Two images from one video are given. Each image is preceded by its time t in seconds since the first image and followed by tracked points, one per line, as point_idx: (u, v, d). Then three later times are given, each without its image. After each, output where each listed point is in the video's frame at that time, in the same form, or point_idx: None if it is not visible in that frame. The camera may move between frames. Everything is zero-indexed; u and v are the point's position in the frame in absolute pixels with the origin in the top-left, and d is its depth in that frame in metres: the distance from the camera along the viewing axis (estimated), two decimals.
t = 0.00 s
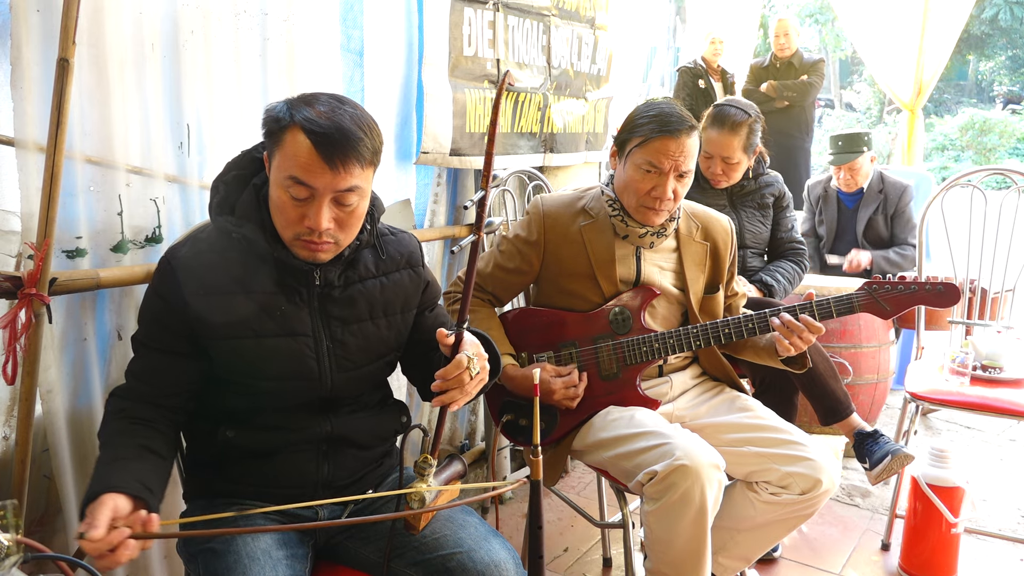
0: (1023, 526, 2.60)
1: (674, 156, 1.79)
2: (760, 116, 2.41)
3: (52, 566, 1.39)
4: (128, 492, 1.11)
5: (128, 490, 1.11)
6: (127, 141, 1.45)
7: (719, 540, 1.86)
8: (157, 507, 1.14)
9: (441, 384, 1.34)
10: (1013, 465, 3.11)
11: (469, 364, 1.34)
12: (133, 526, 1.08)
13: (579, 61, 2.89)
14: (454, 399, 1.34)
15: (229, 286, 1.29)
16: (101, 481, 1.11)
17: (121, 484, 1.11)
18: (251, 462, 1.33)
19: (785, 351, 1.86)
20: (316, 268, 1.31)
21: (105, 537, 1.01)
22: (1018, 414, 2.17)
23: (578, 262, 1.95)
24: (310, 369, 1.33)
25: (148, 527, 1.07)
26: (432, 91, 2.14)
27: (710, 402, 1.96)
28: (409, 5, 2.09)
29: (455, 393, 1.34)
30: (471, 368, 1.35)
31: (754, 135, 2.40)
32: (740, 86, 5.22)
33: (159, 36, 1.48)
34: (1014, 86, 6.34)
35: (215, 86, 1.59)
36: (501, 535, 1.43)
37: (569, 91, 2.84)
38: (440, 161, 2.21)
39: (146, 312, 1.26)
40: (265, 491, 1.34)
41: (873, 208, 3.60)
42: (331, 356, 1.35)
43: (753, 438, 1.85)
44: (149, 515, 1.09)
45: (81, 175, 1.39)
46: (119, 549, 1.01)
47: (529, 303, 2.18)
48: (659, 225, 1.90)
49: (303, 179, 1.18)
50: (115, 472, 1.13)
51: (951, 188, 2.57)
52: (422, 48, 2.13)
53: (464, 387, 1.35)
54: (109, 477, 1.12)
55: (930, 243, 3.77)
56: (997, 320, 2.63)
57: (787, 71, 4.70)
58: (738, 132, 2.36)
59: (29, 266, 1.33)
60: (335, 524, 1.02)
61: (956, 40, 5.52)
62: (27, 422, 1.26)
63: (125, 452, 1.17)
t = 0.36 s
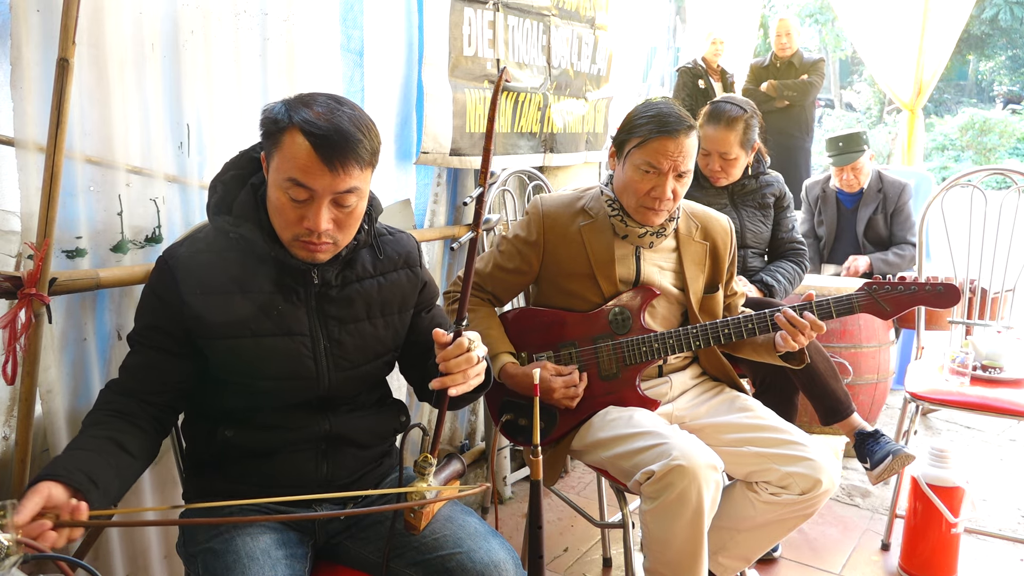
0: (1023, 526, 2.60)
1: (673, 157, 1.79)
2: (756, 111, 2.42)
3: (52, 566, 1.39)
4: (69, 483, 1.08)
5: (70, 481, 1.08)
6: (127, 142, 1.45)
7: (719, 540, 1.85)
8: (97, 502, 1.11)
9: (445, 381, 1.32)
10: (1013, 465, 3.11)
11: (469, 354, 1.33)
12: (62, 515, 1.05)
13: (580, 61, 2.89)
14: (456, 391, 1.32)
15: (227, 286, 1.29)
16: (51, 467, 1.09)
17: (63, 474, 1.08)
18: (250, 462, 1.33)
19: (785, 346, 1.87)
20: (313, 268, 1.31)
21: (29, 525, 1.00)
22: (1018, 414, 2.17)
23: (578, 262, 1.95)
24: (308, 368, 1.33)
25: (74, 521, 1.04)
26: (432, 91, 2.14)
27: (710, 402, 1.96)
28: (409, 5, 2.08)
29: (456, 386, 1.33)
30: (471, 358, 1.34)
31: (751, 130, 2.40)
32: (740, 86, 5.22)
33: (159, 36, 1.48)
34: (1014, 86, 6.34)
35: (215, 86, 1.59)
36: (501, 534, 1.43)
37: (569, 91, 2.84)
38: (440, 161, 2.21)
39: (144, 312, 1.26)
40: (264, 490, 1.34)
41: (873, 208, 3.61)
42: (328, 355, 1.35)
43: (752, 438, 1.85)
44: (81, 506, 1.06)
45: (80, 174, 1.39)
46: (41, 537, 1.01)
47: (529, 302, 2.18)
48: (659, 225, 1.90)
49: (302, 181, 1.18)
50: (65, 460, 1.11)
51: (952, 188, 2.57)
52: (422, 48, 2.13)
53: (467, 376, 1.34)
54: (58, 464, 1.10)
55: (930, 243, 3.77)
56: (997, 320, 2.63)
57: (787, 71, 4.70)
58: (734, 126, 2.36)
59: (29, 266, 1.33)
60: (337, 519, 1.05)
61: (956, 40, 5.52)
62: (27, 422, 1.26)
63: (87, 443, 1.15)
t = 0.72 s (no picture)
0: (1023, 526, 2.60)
1: (677, 156, 1.80)
2: (755, 110, 2.43)
3: (52, 566, 1.39)
4: (127, 499, 1.10)
5: (128, 496, 1.11)
6: (127, 141, 1.45)
7: (719, 540, 1.85)
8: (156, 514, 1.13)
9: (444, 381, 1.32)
10: (1013, 465, 3.11)
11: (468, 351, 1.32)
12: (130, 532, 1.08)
13: (580, 61, 2.89)
14: (455, 391, 1.31)
15: (228, 287, 1.29)
16: (102, 487, 1.11)
17: (121, 491, 1.10)
18: (251, 462, 1.33)
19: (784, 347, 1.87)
20: (314, 268, 1.31)
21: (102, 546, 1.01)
22: (1018, 414, 2.17)
23: (578, 260, 1.95)
24: (309, 369, 1.33)
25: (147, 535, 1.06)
26: (432, 91, 2.14)
27: (710, 402, 1.96)
28: (409, 4, 2.09)
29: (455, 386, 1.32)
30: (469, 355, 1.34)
31: (749, 129, 2.41)
32: (740, 86, 5.22)
33: (159, 36, 1.48)
34: (1014, 86, 6.34)
35: (215, 86, 1.59)
36: (501, 535, 1.43)
37: (569, 91, 2.84)
38: (440, 161, 2.21)
39: (145, 313, 1.26)
40: (264, 490, 1.34)
41: (874, 208, 3.62)
42: (329, 356, 1.35)
43: (752, 438, 1.85)
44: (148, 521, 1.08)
45: (80, 175, 1.39)
46: (118, 557, 1.02)
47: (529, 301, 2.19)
48: (660, 224, 1.90)
49: (303, 181, 1.18)
50: (116, 477, 1.12)
51: (951, 188, 2.57)
52: (422, 48, 2.13)
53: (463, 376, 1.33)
54: (110, 483, 1.11)
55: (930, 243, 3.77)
56: (997, 321, 2.63)
57: (787, 71, 4.70)
58: (732, 124, 2.37)
59: (29, 266, 1.33)
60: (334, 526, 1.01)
61: (956, 40, 5.52)
62: (27, 422, 1.26)
63: (126, 458, 1.17)
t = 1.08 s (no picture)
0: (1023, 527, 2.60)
1: (681, 159, 1.80)
2: (753, 109, 2.44)
3: (52, 566, 1.39)
4: (192, 497, 1.14)
5: (194, 495, 1.14)
6: (127, 142, 1.45)
7: (719, 540, 1.85)
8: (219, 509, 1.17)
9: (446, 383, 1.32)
10: (1013, 465, 3.11)
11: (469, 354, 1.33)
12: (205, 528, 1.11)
13: (580, 61, 2.89)
14: (456, 394, 1.32)
15: (229, 287, 1.29)
16: (163, 490, 1.13)
17: (183, 491, 1.14)
18: (251, 462, 1.33)
19: (785, 344, 1.86)
20: (315, 268, 1.32)
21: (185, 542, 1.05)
22: (1019, 414, 2.17)
23: (576, 260, 1.95)
24: (310, 369, 1.33)
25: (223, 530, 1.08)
26: (432, 91, 2.14)
27: (710, 402, 1.96)
28: (409, 5, 2.09)
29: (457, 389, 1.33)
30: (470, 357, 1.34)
31: (747, 127, 2.40)
32: (740, 86, 5.22)
33: (158, 36, 1.48)
34: (1014, 86, 6.34)
35: (215, 85, 1.59)
36: (501, 535, 1.43)
37: (570, 91, 2.84)
38: (440, 161, 2.21)
39: (147, 314, 1.26)
40: (265, 490, 1.34)
41: (876, 208, 3.61)
42: (331, 356, 1.35)
43: (752, 437, 1.85)
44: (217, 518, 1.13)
45: (80, 175, 1.39)
46: (201, 552, 1.05)
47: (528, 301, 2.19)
48: (659, 225, 1.90)
49: (302, 181, 1.18)
50: (174, 479, 1.15)
51: (951, 188, 2.57)
52: (422, 48, 2.13)
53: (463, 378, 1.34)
54: (172, 484, 1.14)
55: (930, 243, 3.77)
56: (997, 320, 2.63)
57: (787, 71, 4.69)
58: (728, 123, 2.37)
59: (29, 266, 1.33)
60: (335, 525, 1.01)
61: (956, 40, 5.52)
62: (27, 422, 1.25)
63: (169, 460, 1.19)
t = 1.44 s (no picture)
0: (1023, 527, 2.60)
1: (683, 164, 1.79)
2: (745, 106, 2.41)
3: (52, 566, 1.39)
4: (238, 488, 1.15)
5: (238, 486, 1.15)
6: (127, 142, 1.45)
7: (719, 540, 1.85)
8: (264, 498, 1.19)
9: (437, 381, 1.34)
10: (1013, 465, 3.11)
11: (468, 358, 1.34)
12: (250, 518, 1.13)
13: (580, 60, 2.89)
14: (444, 392, 1.33)
15: (231, 287, 1.29)
16: (207, 488, 1.13)
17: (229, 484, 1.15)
18: (252, 462, 1.33)
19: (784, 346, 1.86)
20: (318, 269, 1.32)
21: (244, 533, 1.08)
22: (1019, 414, 2.17)
23: (575, 261, 1.95)
24: (312, 370, 1.33)
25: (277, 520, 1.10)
26: (432, 91, 2.14)
27: (710, 402, 1.96)
28: (409, 5, 2.09)
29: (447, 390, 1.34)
30: (469, 363, 1.35)
31: (740, 125, 2.39)
32: (740, 86, 5.22)
33: (158, 36, 1.48)
34: (1014, 86, 6.33)
35: (215, 86, 1.59)
36: (501, 535, 1.43)
37: (569, 91, 2.84)
38: (440, 161, 2.21)
39: (148, 313, 1.26)
40: (265, 491, 1.34)
41: (875, 208, 3.61)
42: (332, 357, 1.35)
43: (752, 438, 1.85)
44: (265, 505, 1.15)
45: (81, 175, 1.39)
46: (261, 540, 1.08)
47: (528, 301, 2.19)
48: (658, 227, 1.90)
49: (303, 183, 1.18)
50: (215, 474, 1.16)
51: (951, 188, 2.57)
52: (422, 48, 2.13)
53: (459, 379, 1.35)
54: (213, 480, 1.15)
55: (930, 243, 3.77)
56: (997, 320, 2.63)
57: (787, 71, 4.69)
58: (721, 122, 2.36)
59: (29, 266, 1.33)
60: (336, 525, 1.02)
61: (956, 40, 5.52)
62: (28, 421, 1.25)
63: (200, 458, 1.19)
